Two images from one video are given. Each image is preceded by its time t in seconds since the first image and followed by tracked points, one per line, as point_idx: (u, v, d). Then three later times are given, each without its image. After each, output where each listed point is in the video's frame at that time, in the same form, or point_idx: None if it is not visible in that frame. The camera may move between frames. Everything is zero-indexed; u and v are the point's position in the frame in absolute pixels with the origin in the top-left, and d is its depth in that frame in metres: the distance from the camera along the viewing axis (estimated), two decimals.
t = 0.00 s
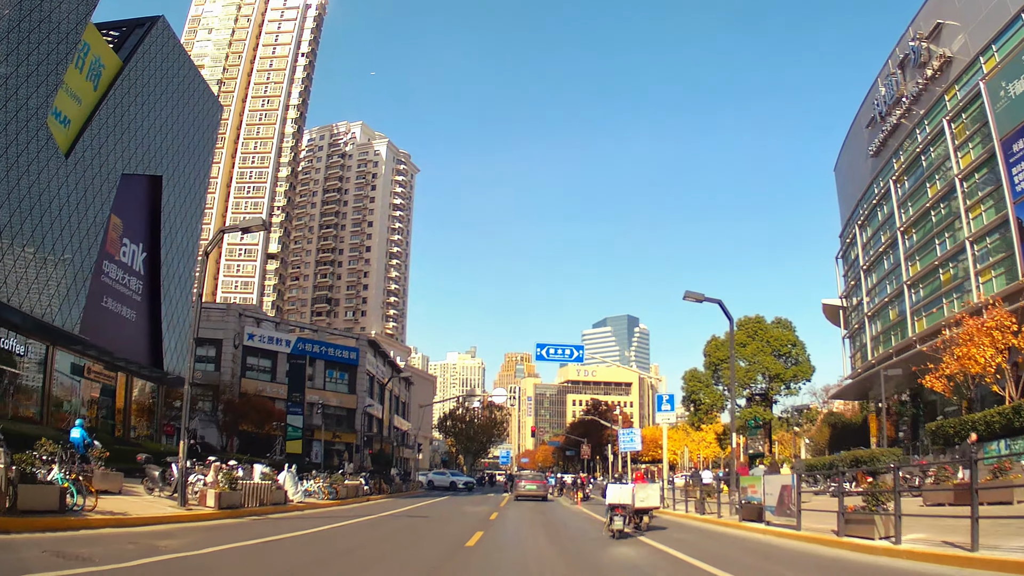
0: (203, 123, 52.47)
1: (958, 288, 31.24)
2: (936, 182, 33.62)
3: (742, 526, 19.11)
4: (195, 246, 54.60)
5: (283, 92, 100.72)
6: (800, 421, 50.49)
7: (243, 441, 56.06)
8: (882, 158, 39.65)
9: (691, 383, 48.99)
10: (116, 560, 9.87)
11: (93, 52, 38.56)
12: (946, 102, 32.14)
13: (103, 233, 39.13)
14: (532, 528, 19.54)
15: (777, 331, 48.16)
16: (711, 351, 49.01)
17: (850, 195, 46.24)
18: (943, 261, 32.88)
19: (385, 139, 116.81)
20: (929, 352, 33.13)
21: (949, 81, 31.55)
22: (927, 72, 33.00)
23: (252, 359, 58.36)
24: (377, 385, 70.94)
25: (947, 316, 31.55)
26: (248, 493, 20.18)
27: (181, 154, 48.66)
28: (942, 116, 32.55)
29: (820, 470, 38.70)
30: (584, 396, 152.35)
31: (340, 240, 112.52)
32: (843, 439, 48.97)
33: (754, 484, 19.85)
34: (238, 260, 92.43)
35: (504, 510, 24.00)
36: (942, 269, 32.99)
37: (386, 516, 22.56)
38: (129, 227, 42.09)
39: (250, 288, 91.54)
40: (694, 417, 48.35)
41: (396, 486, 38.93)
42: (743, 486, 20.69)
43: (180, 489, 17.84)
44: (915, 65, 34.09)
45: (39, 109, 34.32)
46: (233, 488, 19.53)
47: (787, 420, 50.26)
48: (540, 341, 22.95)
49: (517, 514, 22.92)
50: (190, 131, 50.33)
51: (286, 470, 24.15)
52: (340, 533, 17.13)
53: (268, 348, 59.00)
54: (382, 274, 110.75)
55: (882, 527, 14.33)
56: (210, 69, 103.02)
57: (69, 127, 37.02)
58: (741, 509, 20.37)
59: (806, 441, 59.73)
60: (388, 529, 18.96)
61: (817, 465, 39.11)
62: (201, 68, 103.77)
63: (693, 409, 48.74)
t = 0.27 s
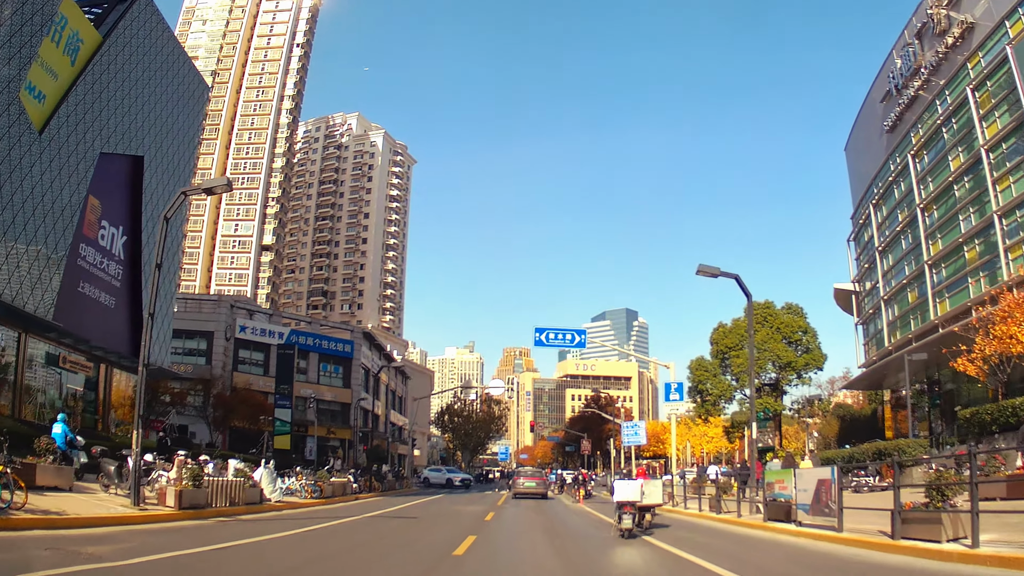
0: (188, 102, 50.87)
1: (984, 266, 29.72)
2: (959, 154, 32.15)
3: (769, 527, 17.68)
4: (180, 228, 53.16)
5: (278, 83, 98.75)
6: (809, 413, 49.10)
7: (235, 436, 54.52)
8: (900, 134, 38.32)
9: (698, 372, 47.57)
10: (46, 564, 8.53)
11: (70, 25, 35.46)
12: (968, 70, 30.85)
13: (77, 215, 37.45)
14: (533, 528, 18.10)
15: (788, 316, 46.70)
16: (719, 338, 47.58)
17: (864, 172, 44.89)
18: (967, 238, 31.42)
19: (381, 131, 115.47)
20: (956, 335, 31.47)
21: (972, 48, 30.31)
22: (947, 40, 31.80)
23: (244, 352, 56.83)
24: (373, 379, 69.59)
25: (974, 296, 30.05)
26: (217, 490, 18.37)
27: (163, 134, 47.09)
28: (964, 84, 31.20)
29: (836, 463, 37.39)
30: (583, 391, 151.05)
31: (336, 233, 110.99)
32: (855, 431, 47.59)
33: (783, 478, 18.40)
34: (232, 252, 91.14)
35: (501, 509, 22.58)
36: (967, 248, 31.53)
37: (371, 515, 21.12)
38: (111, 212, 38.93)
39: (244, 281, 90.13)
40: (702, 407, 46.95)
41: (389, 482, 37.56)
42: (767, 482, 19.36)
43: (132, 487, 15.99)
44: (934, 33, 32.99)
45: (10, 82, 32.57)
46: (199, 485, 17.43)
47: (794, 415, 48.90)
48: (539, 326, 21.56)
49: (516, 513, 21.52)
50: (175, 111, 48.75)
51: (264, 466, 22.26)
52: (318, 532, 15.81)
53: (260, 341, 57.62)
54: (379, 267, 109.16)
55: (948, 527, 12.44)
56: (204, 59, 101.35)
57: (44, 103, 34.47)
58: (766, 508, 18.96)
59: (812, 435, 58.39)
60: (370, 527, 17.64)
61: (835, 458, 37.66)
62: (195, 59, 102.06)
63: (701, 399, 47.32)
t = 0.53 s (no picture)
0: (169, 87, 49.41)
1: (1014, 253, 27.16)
2: (984, 135, 29.74)
3: (795, 536, 16.41)
4: (160, 216, 51.51)
5: (274, 81, 97.82)
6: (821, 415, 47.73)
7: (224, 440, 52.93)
8: (919, 117, 36.08)
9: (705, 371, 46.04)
10: None
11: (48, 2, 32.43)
12: (994, 44, 28.64)
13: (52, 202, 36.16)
14: (532, 537, 16.79)
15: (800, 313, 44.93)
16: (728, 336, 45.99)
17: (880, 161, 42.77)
18: (994, 224, 29.04)
19: (379, 130, 114.37)
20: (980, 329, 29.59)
21: (998, 22, 28.23)
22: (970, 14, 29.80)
23: (236, 353, 55.50)
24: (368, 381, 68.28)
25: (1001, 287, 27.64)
26: (174, 493, 16.95)
27: (142, 119, 45.64)
28: (990, 60, 28.80)
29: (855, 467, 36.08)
30: (582, 395, 149.68)
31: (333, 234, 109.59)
32: (867, 433, 46.22)
33: (818, 481, 17.03)
34: (227, 252, 90.03)
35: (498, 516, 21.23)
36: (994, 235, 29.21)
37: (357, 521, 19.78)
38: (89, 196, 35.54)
39: (239, 281, 88.96)
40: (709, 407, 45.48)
41: (382, 487, 36.15)
42: (799, 486, 17.83)
43: (75, 488, 14.57)
44: (955, 8, 30.97)
45: None
46: (154, 486, 16.12)
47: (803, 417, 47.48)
48: (537, 318, 20.30)
49: (513, 520, 20.17)
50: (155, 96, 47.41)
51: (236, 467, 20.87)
52: (298, 538, 14.58)
53: (252, 341, 56.33)
54: (376, 268, 107.82)
55: None
56: (200, 57, 100.07)
57: (18, 84, 31.70)
58: (798, 515, 17.49)
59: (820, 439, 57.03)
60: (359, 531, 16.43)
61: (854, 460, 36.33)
62: (190, 57, 100.82)
63: (709, 399, 45.82)
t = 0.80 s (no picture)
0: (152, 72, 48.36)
1: None
2: (1014, 110, 27.30)
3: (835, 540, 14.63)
4: (146, 205, 50.25)
5: (272, 76, 96.62)
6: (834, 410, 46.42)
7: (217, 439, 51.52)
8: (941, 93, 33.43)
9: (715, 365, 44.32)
10: None
11: None
12: None
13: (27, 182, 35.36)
14: (531, 540, 15.48)
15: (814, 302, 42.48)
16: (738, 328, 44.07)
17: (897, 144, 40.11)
18: None
19: (378, 127, 112.86)
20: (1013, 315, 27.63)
21: None
22: None
23: (230, 349, 54.26)
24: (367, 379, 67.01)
25: None
26: (129, 490, 15.53)
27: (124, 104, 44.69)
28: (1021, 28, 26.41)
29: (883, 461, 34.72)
30: (584, 394, 148.37)
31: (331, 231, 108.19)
32: (884, 430, 44.80)
33: (867, 477, 15.07)
34: (223, 249, 88.90)
35: (495, 518, 19.85)
36: None
37: (346, 521, 18.50)
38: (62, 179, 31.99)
39: (236, 278, 87.80)
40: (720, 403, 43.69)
41: (377, 487, 34.81)
42: (845, 486, 15.71)
43: (10, 483, 13.07)
44: None
45: None
46: (104, 483, 14.57)
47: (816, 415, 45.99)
48: (538, 304, 19.01)
49: (511, 522, 18.77)
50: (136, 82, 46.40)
51: (206, 463, 19.49)
52: (275, 540, 13.36)
53: (247, 338, 54.96)
54: (375, 266, 106.58)
55: None
56: (196, 52, 98.70)
57: None
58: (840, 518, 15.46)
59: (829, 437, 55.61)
60: (344, 531, 15.21)
61: (880, 455, 34.86)
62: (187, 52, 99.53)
63: (720, 395, 44.06)
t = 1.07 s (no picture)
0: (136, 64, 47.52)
1: None
2: None
3: (886, 553, 12.35)
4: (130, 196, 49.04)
5: (269, 78, 95.79)
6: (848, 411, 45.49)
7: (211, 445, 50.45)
8: (962, 77, 28.58)
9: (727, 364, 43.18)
10: None
11: None
12: None
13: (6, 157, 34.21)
14: (530, 554, 14.24)
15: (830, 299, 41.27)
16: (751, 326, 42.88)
17: (910, 135, 34.79)
18: None
19: (377, 130, 111.84)
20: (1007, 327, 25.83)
21: None
22: None
23: (224, 353, 53.11)
24: (365, 384, 65.59)
25: None
26: (67, 492, 14.14)
27: (106, 90, 43.70)
28: None
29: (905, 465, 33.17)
30: (585, 400, 147.08)
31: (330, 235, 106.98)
32: (894, 434, 43.73)
33: (932, 480, 12.61)
34: (220, 252, 87.88)
35: (495, 528, 18.54)
36: None
37: (333, 531, 17.27)
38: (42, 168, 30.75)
39: (232, 282, 86.87)
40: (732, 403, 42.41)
41: (369, 494, 33.35)
42: (903, 491, 13.25)
43: None
44: None
45: None
46: (41, 487, 13.27)
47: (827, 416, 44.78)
48: (539, 296, 17.79)
49: (511, 533, 17.49)
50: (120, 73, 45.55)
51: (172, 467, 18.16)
52: (247, 554, 12.13)
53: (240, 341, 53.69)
54: (374, 270, 105.38)
55: None
56: (193, 54, 97.86)
57: None
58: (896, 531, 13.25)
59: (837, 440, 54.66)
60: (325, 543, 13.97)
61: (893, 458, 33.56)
62: (184, 54, 98.69)
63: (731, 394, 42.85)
